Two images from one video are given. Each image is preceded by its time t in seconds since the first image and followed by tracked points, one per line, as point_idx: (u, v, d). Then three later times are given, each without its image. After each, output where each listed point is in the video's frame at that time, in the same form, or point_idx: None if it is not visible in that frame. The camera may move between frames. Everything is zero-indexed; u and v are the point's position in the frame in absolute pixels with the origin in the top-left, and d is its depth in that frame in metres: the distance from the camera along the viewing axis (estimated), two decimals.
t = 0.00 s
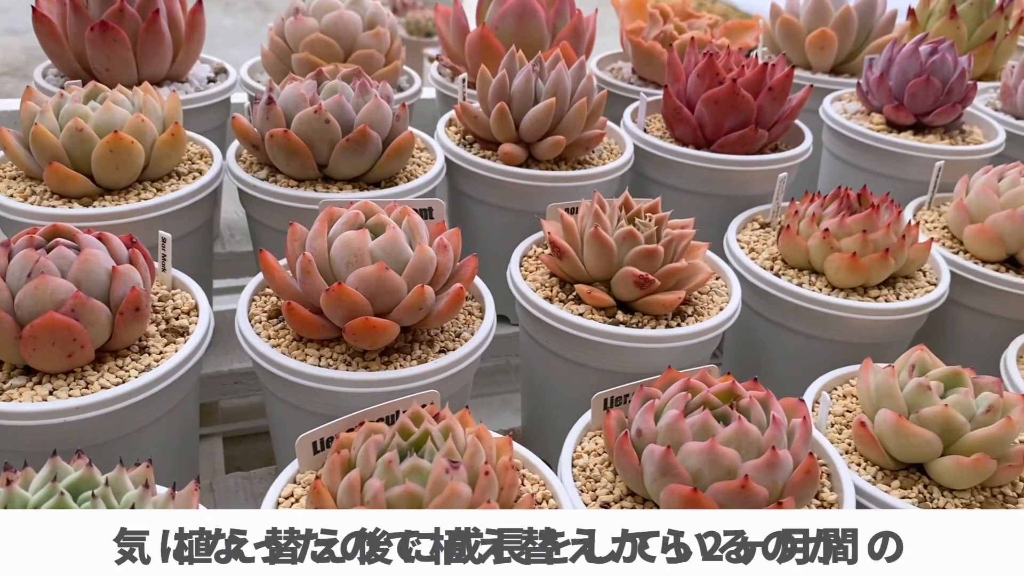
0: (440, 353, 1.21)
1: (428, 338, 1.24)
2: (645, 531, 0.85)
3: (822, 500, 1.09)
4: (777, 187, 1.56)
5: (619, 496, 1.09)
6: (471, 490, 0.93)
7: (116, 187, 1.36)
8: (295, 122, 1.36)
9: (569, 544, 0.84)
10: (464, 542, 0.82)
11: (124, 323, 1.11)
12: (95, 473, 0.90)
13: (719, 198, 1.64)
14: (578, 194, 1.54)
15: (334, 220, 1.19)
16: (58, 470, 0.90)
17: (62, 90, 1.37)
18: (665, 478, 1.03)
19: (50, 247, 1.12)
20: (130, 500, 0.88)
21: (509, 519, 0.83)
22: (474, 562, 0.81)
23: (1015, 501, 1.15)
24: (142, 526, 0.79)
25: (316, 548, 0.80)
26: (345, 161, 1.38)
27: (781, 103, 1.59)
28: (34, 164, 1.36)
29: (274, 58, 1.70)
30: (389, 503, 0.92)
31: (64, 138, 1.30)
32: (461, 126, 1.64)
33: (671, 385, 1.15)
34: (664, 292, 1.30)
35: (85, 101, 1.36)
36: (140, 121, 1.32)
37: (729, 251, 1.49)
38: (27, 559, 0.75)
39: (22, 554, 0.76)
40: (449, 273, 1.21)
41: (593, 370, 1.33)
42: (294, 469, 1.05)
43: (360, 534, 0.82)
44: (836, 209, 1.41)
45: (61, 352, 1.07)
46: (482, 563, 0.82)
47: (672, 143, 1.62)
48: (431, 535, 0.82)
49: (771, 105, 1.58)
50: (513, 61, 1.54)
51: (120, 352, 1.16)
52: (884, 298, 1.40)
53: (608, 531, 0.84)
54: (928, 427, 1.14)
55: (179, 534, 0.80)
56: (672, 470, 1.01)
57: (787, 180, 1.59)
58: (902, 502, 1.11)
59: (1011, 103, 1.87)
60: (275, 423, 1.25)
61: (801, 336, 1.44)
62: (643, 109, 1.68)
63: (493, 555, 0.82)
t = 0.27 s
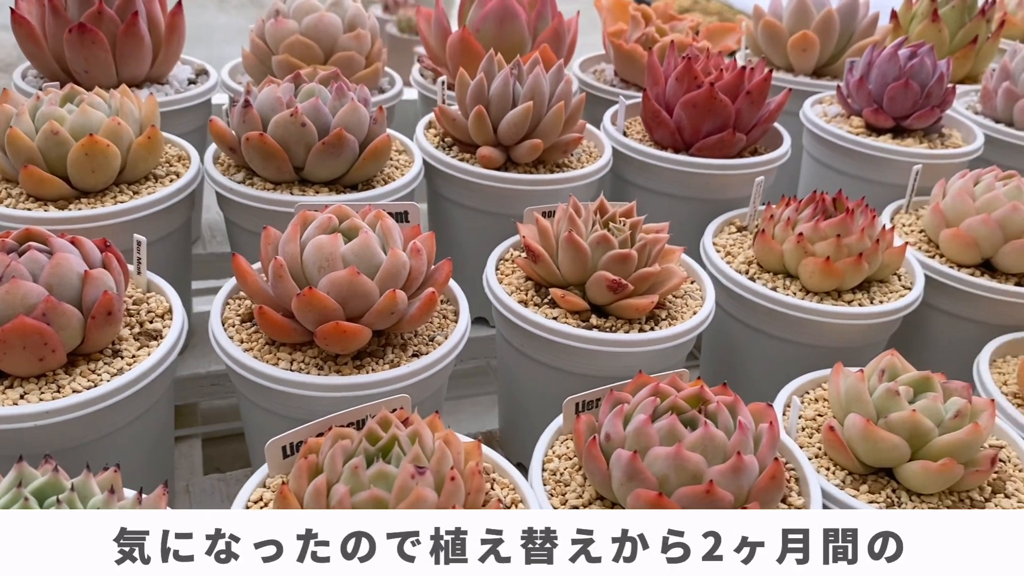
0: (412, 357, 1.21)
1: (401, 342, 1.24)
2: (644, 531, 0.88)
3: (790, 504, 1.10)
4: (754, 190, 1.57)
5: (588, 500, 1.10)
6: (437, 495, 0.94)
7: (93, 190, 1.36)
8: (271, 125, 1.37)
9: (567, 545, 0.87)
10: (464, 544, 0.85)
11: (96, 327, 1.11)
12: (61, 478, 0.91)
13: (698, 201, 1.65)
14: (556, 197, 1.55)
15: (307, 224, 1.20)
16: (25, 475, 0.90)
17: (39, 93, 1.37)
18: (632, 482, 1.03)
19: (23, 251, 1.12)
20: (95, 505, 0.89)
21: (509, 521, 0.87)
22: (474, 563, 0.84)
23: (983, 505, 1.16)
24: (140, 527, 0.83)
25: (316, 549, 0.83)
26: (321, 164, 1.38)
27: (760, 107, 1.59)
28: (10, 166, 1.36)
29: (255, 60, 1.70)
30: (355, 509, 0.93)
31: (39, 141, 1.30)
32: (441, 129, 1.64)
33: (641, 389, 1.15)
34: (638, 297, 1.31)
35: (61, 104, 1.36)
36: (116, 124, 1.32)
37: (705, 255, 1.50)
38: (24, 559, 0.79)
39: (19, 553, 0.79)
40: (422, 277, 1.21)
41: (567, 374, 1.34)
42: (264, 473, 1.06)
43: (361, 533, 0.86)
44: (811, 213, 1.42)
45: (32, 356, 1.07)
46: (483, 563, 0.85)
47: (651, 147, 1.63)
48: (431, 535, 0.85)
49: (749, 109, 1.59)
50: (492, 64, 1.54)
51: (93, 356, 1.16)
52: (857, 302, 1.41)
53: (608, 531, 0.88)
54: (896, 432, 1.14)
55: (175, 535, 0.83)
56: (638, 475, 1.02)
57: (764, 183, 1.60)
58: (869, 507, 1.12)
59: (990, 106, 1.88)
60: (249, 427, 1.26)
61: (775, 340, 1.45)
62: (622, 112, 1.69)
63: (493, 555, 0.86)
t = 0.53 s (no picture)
0: (393, 360, 1.22)
1: (383, 345, 1.25)
2: (644, 531, 0.90)
3: (768, 507, 1.10)
4: (738, 193, 1.58)
5: (566, 502, 1.11)
6: (413, 498, 0.95)
7: (76, 192, 1.36)
8: (255, 128, 1.37)
9: (567, 545, 0.88)
10: (464, 544, 0.86)
11: (77, 330, 1.12)
12: (38, 482, 0.91)
13: (683, 204, 1.66)
14: (541, 199, 1.55)
15: (289, 227, 1.20)
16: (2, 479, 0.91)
17: (22, 95, 1.37)
18: (608, 485, 1.04)
19: (4, 254, 1.12)
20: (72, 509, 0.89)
21: (510, 521, 0.89)
22: (474, 563, 0.86)
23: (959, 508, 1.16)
24: (140, 527, 0.84)
25: (316, 549, 0.84)
26: (305, 166, 1.39)
27: (744, 110, 1.60)
28: None
29: (242, 61, 1.70)
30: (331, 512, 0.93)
31: (23, 143, 1.30)
32: (426, 131, 1.65)
33: (621, 393, 1.16)
34: (619, 299, 1.31)
35: (45, 106, 1.36)
36: (99, 126, 1.33)
37: (688, 257, 1.51)
38: (24, 558, 0.80)
39: (20, 553, 0.80)
40: (403, 281, 1.22)
41: (549, 377, 1.34)
42: (244, 475, 1.06)
43: (361, 533, 0.87)
44: (793, 216, 1.43)
45: (12, 359, 1.08)
46: (483, 563, 0.87)
47: (636, 149, 1.64)
48: (431, 536, 0.86)
49: (734, 112, 1.59)
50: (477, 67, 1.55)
51: (74, 358, 1.17)
52: (839, 305, 1.42)
53: (608, 532, 0.90)
54: (873, 435, 1.15)
55: (177, 534, 0.85)
56: (615, 478, 1.03)
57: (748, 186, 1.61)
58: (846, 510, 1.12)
59: (976, 108, 1.89)
60: (230, 429, 1.26)
61: (757, 342, 1.45)
62: (607, 114, 1.70)
63: (493, 555, 0.88)
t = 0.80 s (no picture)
0: (376, 361, 1.23)
1: (366, 346, 1.26)
2: (645, 531, 0.89)
3: (747, 508, 1.11)
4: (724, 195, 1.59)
5: (547, 503, 1.11)
6: (392, 500, 0.95)
7: (62, 193, 1.37)
8: (240, 129, 1.38)
9: (567, 545, 0.87)
10: (464, 544, 0.86)
11: (60, 330, 1.12)
12: (18, 483, 0.92)
13: (669, 206, 1.66)
14: (527, 201, 1.56)
15: (272, 228, 1.21)
16: None
17: (9, 96, 1.38)
18: (587, 486, 1.05)
19: None
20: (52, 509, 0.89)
21: (509, 521, 0.88)
22: (474, 563, 0.85)
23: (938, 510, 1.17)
24: (141, 527, 0.83)
25: (316, 550, 0.84)
26: (291, 167, 1.39)
27: (730, 112, 1.61)
28: None
29: (230, 62, 1.71)
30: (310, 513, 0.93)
31: (8, 144, 1.31)
32: (413, 132, 1.66)
33: (602, 394, 1.16)
34: (602, 301, 1.32)
35: (31, 107, 1.37)
36: (85, 127, 1.33)
37: (673, 259, 1.51)
38: (24, 559, 0.79)
39: (19, 554, 0.79)
40: (386, 282, 1.22)
41: (533, 377, 1.35)
42: (225, 476, 1.07)
43: (361, 533, 0.86)
44: (777, 219, 1.43)
45: None
46: (483, 563, 0.86)
47: (623, 151, 1.64)
48: (432, 536, 0.86)
49: (720, 114, 1.60)
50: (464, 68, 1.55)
51: (58, 359, 1.17)
52: (822, 307, 1.42)
53: (608, 531, 0.89)
54: (852, 437, 1.16)
55: (177, 534, 0.84)
56: (594, 479, 1.03)
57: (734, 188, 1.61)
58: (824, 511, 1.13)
59: (963, 110, 1.90)
60: (214, 429, 1.27)
61: (741, 344, 1.46)
62: (595, 116, 1.70)
63: (493, 555, 0.87)
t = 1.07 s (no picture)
0: (356, 361, 1.23)
1: (346, 346, 1.26)
2: (643, 531, 0.92)
3: (720, 508, 1.12)
4: (706, 196, 1.60)
5: (523, 502, 1.12)
6: (366, 499, 0.95)
7: (46, 192, 1.38)
8: (224, 129, 1.38)
9: (567, 545, 0.91)
10: (463, 544, 0.89)
11: (41, 329, 1.13)
12: None
13: (652, 207, 1.67)
14: (510, 201, 1.57)
15: (253, 229, 1.21)
16: None
17: None
18: (562, 486, 1.06)
19: None
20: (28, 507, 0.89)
21: (510, 521, 0.92)
22: (474, 563, 0.89)
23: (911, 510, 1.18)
24: (141, 527, 0.87)
25: (316, 550, 0.86)
26: (274, 168, 1.40)
27: (713, 113, 1.62)
28: None
29: (217, 62, 1.71)
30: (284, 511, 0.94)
31: None
32: (398, 133, 1.67)
33: (580, 394, 1.17)
34: (582, 302, 1.33)
35: (15, 106, 1.37)
36: (68, 127, 1.34)
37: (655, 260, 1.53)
38: (25, 559, 0.82)
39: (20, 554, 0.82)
40: (366, 282, 1.23)
41: (513, 377, 1.36)
42: (204, 474, 1.08)
43: (362, 532, 0.89)
44: (757, 220, 1.44)
45: None
46: (483, 563, 0.90)
47: (606, 152, 1.65)
48: (432, 536, 0.89)
49: (703, 116, 1.61)
50: (449, 69, 1.56)
51: (39, 358, 1.18)
52: (801, 308, 1.44)
53: (608, 532, 0.92)
54: (826, 437, 1.17)
55: (177, 535, 0.87)
56: (568, 479, 1.04)
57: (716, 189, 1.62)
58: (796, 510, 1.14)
59: (947, 112, 1.91)
60: (195, 428, 1.28)
61: (721, 344, 1.47)
62: (579, 117, 1.72)
63: (493, 554, 0.91)
